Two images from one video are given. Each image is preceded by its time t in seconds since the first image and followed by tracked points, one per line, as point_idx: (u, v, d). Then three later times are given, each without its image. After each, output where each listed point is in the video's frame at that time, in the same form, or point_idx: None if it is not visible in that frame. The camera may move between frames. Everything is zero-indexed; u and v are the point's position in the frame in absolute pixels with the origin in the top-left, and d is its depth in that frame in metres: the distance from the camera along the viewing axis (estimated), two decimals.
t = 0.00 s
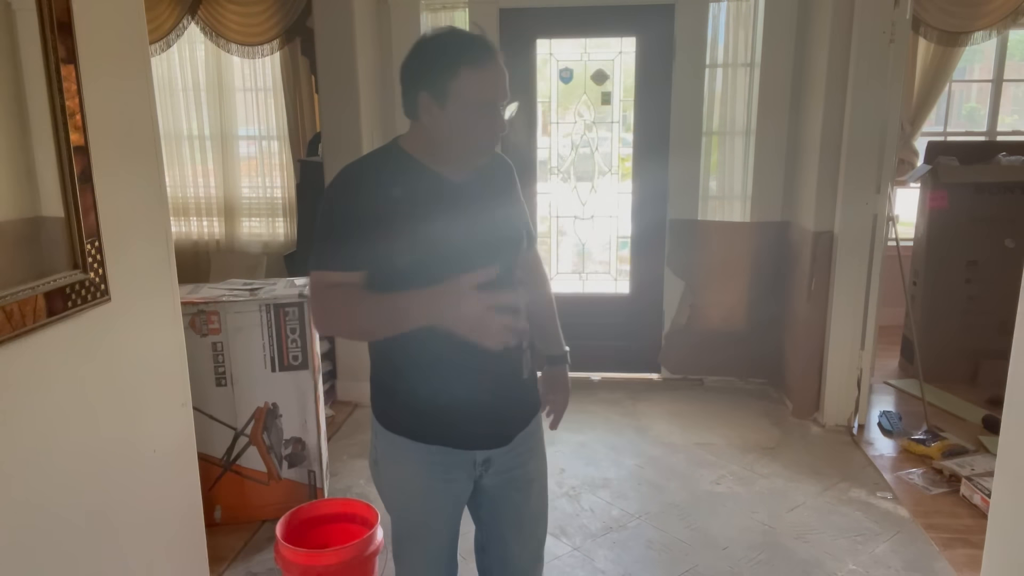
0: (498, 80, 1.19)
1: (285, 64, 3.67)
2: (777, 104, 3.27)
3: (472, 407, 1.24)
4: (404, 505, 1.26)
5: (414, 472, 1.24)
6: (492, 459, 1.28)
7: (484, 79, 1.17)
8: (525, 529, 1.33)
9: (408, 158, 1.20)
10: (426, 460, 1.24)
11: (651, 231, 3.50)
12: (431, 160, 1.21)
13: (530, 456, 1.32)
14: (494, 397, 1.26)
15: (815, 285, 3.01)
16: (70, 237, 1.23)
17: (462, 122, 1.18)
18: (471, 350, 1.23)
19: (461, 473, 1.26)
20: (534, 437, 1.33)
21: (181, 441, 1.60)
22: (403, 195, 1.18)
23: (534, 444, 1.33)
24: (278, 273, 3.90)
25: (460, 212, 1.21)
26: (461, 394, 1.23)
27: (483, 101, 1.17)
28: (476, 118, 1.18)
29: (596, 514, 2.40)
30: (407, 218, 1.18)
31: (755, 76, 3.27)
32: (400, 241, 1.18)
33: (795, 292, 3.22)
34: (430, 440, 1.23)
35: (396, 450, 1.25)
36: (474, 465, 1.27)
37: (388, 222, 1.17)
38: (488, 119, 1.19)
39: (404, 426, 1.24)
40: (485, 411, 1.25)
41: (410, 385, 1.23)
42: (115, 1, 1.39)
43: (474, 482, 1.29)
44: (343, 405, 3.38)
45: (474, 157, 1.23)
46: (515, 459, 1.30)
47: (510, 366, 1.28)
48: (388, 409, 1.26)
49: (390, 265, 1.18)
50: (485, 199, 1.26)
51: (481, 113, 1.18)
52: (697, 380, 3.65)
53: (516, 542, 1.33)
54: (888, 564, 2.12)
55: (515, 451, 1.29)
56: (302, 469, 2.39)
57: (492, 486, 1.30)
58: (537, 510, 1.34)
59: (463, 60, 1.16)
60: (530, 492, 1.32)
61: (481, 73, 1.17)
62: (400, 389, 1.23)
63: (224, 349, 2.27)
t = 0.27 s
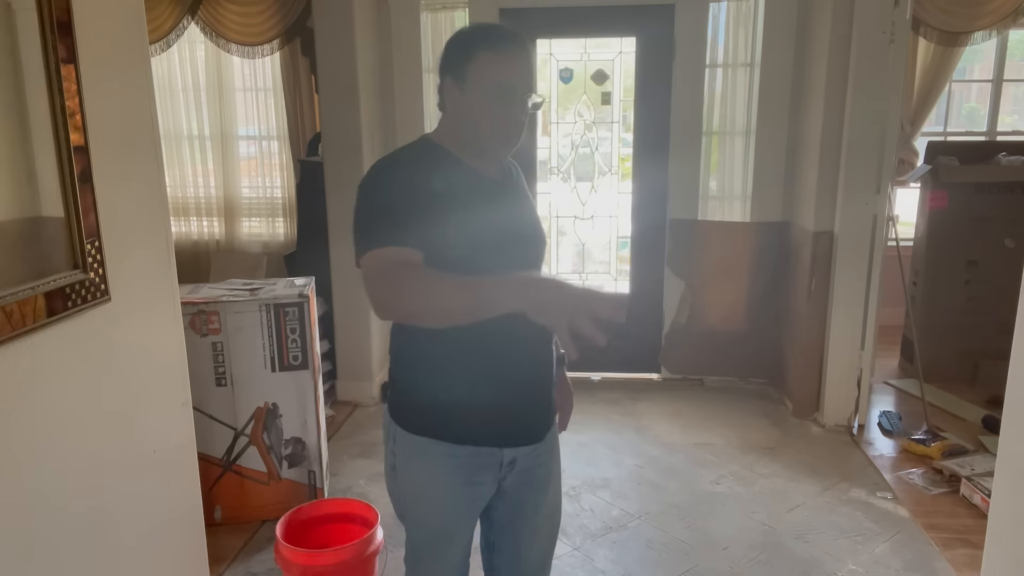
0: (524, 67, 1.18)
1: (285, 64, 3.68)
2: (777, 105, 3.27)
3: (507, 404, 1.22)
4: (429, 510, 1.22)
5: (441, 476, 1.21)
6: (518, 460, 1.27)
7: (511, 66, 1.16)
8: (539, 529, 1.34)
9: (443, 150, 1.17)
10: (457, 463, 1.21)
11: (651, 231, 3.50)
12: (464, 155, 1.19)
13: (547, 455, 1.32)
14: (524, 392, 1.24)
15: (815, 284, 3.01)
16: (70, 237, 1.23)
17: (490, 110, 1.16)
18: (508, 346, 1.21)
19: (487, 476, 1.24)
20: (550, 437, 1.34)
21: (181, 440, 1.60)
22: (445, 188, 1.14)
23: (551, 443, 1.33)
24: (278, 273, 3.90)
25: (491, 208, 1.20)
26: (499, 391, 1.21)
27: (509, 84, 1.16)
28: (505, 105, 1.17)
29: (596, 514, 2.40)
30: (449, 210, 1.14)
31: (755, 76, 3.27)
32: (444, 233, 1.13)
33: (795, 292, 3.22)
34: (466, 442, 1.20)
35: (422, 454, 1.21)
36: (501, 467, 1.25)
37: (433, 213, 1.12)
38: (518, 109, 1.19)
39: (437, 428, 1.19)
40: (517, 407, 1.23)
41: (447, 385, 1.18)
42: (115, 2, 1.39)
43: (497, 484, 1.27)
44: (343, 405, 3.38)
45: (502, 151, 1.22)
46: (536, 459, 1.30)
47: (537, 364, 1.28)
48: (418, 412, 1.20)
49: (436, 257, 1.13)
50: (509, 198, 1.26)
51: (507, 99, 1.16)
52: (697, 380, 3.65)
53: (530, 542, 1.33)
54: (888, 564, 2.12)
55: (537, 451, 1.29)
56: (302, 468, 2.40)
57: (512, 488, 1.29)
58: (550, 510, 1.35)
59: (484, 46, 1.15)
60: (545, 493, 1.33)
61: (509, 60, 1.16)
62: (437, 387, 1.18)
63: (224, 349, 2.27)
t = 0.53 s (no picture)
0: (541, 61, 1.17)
1: (285, 64, 3.68)
2: (777, 105, 3.28)
3: (529, 402, 1.22)
4: (440, 511, 1.21)
5: (454, 478, 1.20)
6: (532, 462, 1.26)
7: (527, 59, 1.15)
8: (546, 531, 1.34)
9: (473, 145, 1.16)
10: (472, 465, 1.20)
11: (650, 231, 3.51)
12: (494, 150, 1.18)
13: (559, 459, 1.32)
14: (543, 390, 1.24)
15: (815, 284, 3.01)
16: (70, 237, 1.23)
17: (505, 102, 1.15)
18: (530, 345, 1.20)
19: (500, 478, 1.23)
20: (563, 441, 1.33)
21: (181, 440, 1.60)
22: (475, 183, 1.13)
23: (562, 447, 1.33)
24: (278, 273, 3.90)
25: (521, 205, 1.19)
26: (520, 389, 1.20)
27: (524, 76, 1.15)
28: (521, 97, 1.16)
29: (596, 514, 2.40)
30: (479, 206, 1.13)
31: (755, 76, 3.27)
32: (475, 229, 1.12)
33: (795, 292, 3.22)
34: (482, 443, 1.19)
35: (436, 454, 1.20)
36: (516, 470, 1.24)
37: (461, 207, 1.11)
38: (536, 104, 1.17)
39: (454, 427, 1.18)
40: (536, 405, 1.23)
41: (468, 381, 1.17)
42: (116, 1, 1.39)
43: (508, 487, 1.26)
44: (343, 405, 3.38)
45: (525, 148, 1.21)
46: (548, 463, 1.29)
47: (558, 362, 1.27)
48: (434, 408, 1.19)
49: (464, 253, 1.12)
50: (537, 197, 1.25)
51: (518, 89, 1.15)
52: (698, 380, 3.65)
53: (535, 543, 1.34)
54: (888, 564, 2.12)
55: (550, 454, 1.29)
56: (302, 468, 2.40)
57: (522, 491, 1.29)
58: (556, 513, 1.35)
59: (502, 40, 1.15)
60: (554, 497, 1.33)
61: (525, 54, 1.15)
62: (460, 383, 1.17)
63: (224, 349, 2.27)
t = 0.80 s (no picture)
0: (549, 58, 1.16)
1: (285, 64, 3.68)
2: (777, 105, 3.28)
3: (532, 405, 1.20)
4: (439, 510, 1.20)
5: (454, 477, 1.19)
6: (534, 466, 1.24)
7: (533, 56, 1.15)
8: (547, 538, 1.32)
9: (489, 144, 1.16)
10: (472, 465, 1.19)
11: (650, 231, 3.51)
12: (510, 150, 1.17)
13: (564, 465, 1.30)
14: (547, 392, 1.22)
15: (815, 284, 3.01)
16: (70, 237, 1.23)
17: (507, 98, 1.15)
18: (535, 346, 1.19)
19: (501, 479, 1.22)
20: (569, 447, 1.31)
21: (181, 440, 1.60)
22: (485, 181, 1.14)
23: (569, 454, 1.32)
24: (278, 273, 3.90)
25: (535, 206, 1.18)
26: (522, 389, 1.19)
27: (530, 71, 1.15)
28: (525, 93, 1.15)
29: (596, 514, 2.40)
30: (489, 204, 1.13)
31: (755, 76, 3.27)
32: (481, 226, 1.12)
33: (795, 292, 3.22)
34: (481, 442, 1.18)
35: (437, 451, 1.19)
36: (518, 473, 1.23)
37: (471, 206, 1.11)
38: (542, 101, 1.16)
39: (453, 424, 1.18)
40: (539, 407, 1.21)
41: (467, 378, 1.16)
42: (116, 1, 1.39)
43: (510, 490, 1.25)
44: (343, 405, 3.38)
45: (537, 147, 1.20)
46: (552, 468, 1.27)
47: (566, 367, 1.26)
48: (434, 403, 1.19)
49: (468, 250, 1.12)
50: (558, 200, 1.24)
51: (518, 84, 1.15)
52: (698, 380, 3.65)
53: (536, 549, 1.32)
54: (888, 564, 2.12)
55: (553, 459, 1.27)
56: (302, 469, 2.40)
57: (525, 495, 1.27)
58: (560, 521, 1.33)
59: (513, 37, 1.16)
60: (557, 503, 1.31)
61: (532, 50, 1.15)
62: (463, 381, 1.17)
63: (224, 349, 2.27)
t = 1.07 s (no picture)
0: (540, 52, 1.15)
1: (285, 64, 3.68)
2: (777, 105, 3.28)
3: (520, 408, 1.17)
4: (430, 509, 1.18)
5: (445, 476, 1.17)
6: (527, 471, 1.21)
7: (526, 49, 1.15)
8: (542, 545, 1.29)
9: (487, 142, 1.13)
10: (462, 465, 1.16)
11: (650, 231, 3.51)
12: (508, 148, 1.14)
13: (561, 471, 1.27)
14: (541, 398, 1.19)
15: (815, 284, 3.01)
16: (70, 237, 1.23)
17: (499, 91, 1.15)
18: (530, 351, 1.16)
19: (494, 482, 1.19)
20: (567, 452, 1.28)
21: (181, 441, 1.60)
22: (481, 179, 1.10)
23: (567, 460, 1.28)
24: (278, 273, 3.90)
25: (534, 206, 1.14)
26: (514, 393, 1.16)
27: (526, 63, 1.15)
28: (520, 87, 1.14)
29: (596, 514, 2.40)
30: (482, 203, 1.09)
31: (755, 76, 3.27)
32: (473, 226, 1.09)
33: (794, 293, 3.22)
34: (467, 442, 1.16)
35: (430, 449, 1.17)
36: (512, 476, 1.20)
37: (456, 203, 1.08)
38: (535, 95, 1.15)
39: (443, 423, 1.16)
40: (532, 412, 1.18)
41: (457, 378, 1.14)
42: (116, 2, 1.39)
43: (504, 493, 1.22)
44: (343, 405, 3.38)
45: (534, 144, 1.18)
46: (548, 474, 1.24)
47: (563, 373, 1.22)
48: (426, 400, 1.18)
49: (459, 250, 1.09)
50: (563, 201, 1.19)
51: (508, 77, 1.15)
52: (697, 380, 3.65)
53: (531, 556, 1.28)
54: (888, 564, 2.12)
55: (548, 464, 1.24)
56: (302, 468, 2.40)
57: (520, 499, 1.24)
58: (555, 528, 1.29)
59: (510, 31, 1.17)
60: (554, 510, 1.28)
61: (526, 42, 1.15)
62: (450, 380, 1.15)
63: (224, 349, 2.27)
